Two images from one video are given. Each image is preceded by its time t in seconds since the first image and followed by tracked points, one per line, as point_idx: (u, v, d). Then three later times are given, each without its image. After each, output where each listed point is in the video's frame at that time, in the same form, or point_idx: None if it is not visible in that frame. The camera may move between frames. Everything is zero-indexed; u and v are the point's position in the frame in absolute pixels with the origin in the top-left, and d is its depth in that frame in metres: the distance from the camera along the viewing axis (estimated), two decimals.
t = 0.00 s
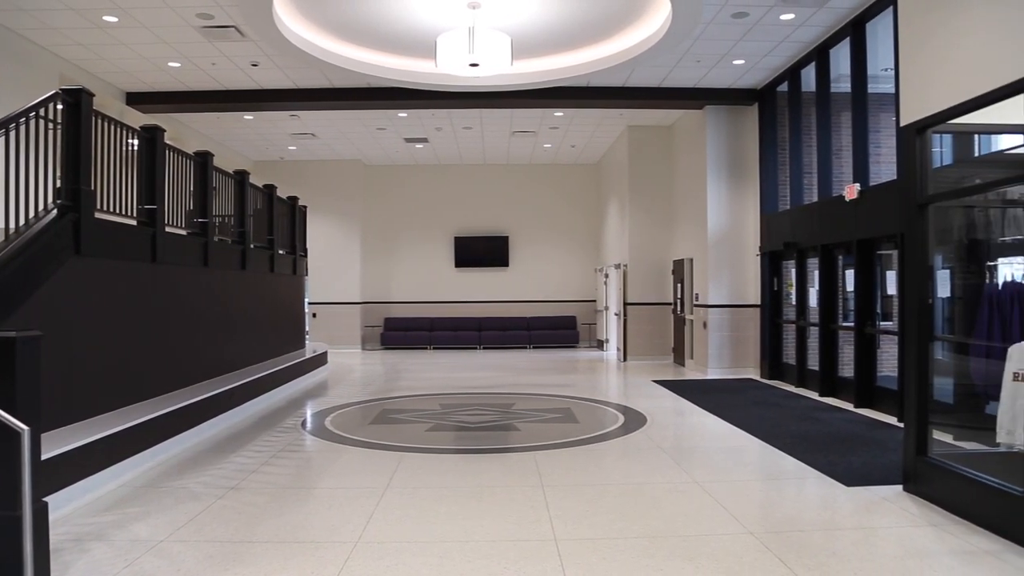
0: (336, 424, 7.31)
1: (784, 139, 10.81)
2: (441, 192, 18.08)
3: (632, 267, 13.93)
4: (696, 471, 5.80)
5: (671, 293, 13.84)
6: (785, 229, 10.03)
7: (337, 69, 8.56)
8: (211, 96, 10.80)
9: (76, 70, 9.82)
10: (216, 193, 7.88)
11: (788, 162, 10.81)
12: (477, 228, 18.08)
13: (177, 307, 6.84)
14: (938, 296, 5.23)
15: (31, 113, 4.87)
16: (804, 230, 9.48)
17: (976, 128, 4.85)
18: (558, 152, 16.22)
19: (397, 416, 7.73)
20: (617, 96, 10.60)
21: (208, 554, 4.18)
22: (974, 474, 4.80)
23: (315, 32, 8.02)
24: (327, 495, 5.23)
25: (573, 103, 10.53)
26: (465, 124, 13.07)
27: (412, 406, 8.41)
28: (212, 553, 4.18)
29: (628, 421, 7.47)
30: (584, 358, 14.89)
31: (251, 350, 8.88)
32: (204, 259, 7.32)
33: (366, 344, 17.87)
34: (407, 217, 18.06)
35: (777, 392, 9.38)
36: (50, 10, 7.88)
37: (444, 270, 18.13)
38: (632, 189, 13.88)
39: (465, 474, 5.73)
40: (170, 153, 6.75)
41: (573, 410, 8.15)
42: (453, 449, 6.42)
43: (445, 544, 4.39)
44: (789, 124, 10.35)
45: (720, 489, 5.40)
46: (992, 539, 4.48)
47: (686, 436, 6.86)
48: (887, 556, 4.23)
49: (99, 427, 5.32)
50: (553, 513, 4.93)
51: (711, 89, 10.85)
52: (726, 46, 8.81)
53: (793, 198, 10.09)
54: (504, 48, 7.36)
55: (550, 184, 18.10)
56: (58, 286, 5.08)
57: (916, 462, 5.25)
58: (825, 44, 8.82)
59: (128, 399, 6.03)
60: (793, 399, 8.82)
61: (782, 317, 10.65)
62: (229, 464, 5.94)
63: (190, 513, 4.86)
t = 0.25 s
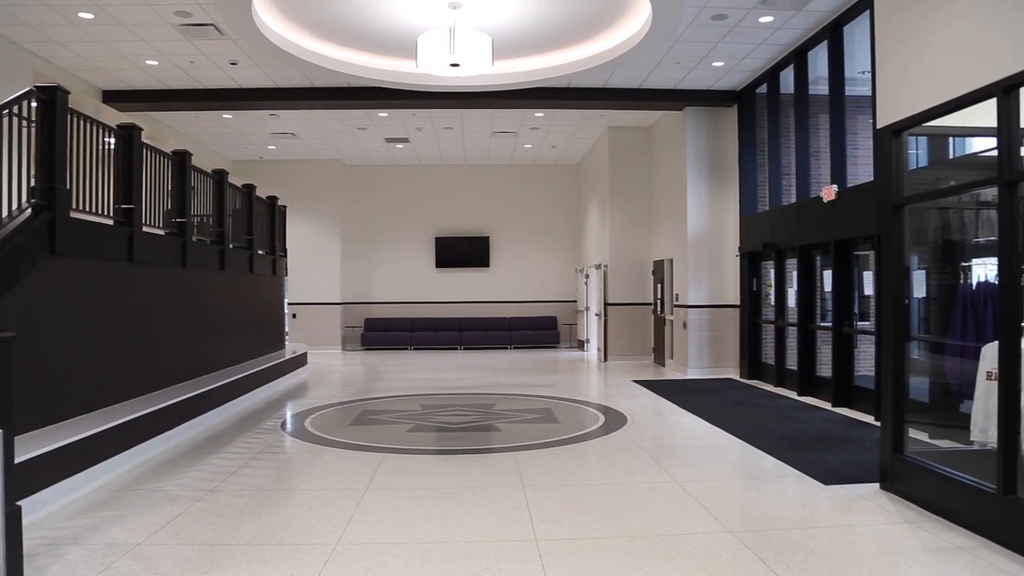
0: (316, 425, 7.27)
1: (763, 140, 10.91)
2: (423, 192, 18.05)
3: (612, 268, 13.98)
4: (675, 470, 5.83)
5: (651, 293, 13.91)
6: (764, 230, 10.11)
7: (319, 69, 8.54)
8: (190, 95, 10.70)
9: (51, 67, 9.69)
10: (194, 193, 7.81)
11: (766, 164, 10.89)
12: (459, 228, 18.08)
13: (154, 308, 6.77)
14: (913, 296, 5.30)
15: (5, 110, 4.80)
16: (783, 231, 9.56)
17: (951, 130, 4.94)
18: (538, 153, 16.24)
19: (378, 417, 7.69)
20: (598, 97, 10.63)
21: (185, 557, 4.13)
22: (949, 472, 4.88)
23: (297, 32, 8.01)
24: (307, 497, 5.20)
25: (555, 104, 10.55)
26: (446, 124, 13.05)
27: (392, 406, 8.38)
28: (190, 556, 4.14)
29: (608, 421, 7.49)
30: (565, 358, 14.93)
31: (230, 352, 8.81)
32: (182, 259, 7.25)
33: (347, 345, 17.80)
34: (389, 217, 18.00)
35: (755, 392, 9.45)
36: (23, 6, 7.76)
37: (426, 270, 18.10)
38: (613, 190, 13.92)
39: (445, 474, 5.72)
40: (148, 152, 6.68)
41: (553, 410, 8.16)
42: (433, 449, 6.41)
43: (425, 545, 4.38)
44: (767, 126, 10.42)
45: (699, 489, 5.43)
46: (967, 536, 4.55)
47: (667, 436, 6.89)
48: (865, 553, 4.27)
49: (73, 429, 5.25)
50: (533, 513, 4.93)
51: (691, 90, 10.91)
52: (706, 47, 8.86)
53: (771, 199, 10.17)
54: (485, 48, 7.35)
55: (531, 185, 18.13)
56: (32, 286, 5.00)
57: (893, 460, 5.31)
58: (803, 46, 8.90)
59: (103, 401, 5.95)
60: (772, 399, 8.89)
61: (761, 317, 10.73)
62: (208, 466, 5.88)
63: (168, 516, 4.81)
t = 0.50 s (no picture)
0: (298, 426, 7.24)
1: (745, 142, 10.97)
2: (407, 192, 18.03)
3: (596, 268, 14.01)
4: (658, 470, 5.85)
5: (634, 293, 13.96)
6: (746, 231, 10.18)
7: (303, 69, 8.51)
8: (172, 94, 10.62)
9: (29, 64, 9.57)
10: (175, 192, 7.75)
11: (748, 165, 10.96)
12: (443, 228, 18.07)
13: (135, 308, 6.71)
14: (893, 297, 5.38)
15: None
16: (764, 232, 9.63)
17: (930, 132, 5.00)
18: (521, 153, 16.26)
19: (361, 418, 7.67)
20: (582, 97, 10.65)
21: (165, 560, 4.10)
22: (928, 471, 4.94)
23: (282, 32, 8.02)
24: (289, 499, 5.18)
25: (539, 104, 10.55)
26: (429, 124, 13.03)
27: (375, 407, 8.36)
28: (171, 559, 4.11)
29: (590, 421, 7.51)
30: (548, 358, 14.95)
31: (211, 352, 8.74)
32: (163, 259, 7.19)
33: (329, 345, 17.73)
34: (374, 217, 17.96)
35: (738, 392, 9.50)
36: None
37: (410, 271, 18.07)
38: (596, 190, 13.96)
39: (428, 475, 5.71)
40: (127, 151, 6.65)
41: (536, 410, 8.17)
42: (417, 450, 6.39)
43: (408, 546, 4.36)
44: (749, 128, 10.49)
45: (681, 488, 5.45)
46: (945, 533, 4.61)
47: (649, 436, 6.91)
48: (845, 551, 4.31)
49: (51, 431, 5.19)
50: (516, 513, 4.94)
51: (674, 92, 10.96)
52: (689, 49, 8.90)
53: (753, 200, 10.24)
54: (468, 48, 7.35)
55: (515, 185, 18.16)
56: (9, 286, 4.94)
57: (873, 459, 5.34)
58: (785, 48, 8.97)
59: (82, 403, 5.89)
60: (753, 399, 8.95)
61: (743, 317, 10.80)
62: (189, 468, 5.84)
63: (149, 518, 4.77)
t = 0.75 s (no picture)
0: (279, 427, 7.19)
1: (725, 143, 11.05)
2: (389, 192, 17.99)
3: (577, 268, 14.05)
4: (639, 470, 5.87)
5: (615, 294, 14.01)
6: (726, 232, 10.25)
7: (284, 68, 8.48)
8: (152, 92, 10.52)
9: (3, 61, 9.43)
10: (153, 192, 7.67)
11: (728, 166, 11.04)
12: (426, 229, 18.05)
13: (112, 309, 6.63)
14: (871, 297, 5.44)
15: None
16: (744, 232, 9.70)
17: (907, 135, 5.06)
18: (503, 154, 16.27)
19: (342, 418, 7.64)
20: (564, 98, 10.67)
21: (143, 563, 4.05)
22: (904, 469, 4.99)
23: (265, 32, 8.01)
24: (270, 501, 5.14)
25: (521, 105, 10.55)
26: (410, 125, 13.01)
27: (356, 408, 8.32)
28: (149, 562, 4.06)
29: (572, 422, 7.53)
30: (530, 358, 14.97)
31: (190, 353, 8.67)
32: (141, 259, 7.12)
33: (310, 346, 17.65)
34: (357, 217, 17.89)
35: (718, 392, 9.56)
36: None
37: (393, 271, 18.03)
38: (577, 191, 14.00)
39: (410, 476, 5.69)
40: (104, 150, 6.57)
41: (517, 411, 8.18)
42: (398, 451, 6.38)
43: (389, 548, 4.35)
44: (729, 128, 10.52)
45: (663, 488, 5.47)
46: (922, 531, 4.66)
47: (630, 436, 6.94)
48: (824, 549, 4.34)
49: (25, 434, 5.12)
50: (498, 514, 4.93)
51: (655, 93, 11.01)
52: (671, 50, 8.94)
53: (733, 200, 10.31)
54: (449, 49, 7.33)
55: (497, 186, 18.18)
56: None
57: (850, 457, 5.39)
58: (765, 51, 9.04)
59: (57, 405, 5.81)
60: (734, 398, 9.01)
61: (723, 318, 10.88)
62: (168, 470, 5.78)
63: (127, 521, 4.72)
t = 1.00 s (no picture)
0: (261, 429, 7.16)
1: (708, 144, 11.12)
2: (374, 192, 17.95)
3: (561, 269, 14.07)
4: (623, 469, 5.90)
5: (599, 294, 14.05)
6: (709, 232, 10.31)
7: (268, 68, 8.44)
8: (134, 91, 10.43)
9: None
10: (134, 191, 7.59)
11: (711, 167, 11.10)
12: (411, 229, 18.02)
13: (92, 309, 6.58)
14: (852, 298, 5.49)
15: None
16: (727, 233, 9.75)
17: (888, 137, 5.12)
18: (487, 154, 16.27)
19: (326, 419, 7.61)
20: (549, 99, 10.69)
21: (123, 566, 4.01)
22: (885, 468, 5.03)
23: (248, 32, 7.98)
24: (252, 502, 5.11)
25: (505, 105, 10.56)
26: (393, 125, 12.98)
27: (340, 408, 8.29)
28: (128, 565, 4.03)
29: (556, 422, 7.55)
30: (514, 359, 14.97)
31: (172, 354, 8.61)
32: (122, 259, 7.07)
33: (294, 346, 17.57)
34: (342, 217, 17.84)
35: (701, 392, 9.60)
36: None
37: (378, 271, 17.99)
38: (561, 192, 14.02)
39: (394, 477, 5.68)
40: (84, 148, 6.50)
41: (501, 411, 8.19)
42: (381, 451, 6.37)
43: (372, 549, 4.33)
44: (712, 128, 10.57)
45: (646, 487, 5.49)
46: (902, 529, 4.70)
47: (614, 436, 6.96)
48: (806, 548, 4.37)
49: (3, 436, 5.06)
50: (482, 514, 4.93)
51: (639, 94, 11.05)
52: (654, 51, 8.98)
53: (716, 201, 10.38)
54: (433, 49, 7.32)
55: (482, 186, 18.19)
56: None
57: (832, 456, 5.43)
58: (747, 53, 9.08)
59: (36, 407, 5.75)
60: (717, 398, 9.06)
61: (706, 318, 10.94)
62: (148, 472, 5.74)
63: (107, 523, 4.68)
